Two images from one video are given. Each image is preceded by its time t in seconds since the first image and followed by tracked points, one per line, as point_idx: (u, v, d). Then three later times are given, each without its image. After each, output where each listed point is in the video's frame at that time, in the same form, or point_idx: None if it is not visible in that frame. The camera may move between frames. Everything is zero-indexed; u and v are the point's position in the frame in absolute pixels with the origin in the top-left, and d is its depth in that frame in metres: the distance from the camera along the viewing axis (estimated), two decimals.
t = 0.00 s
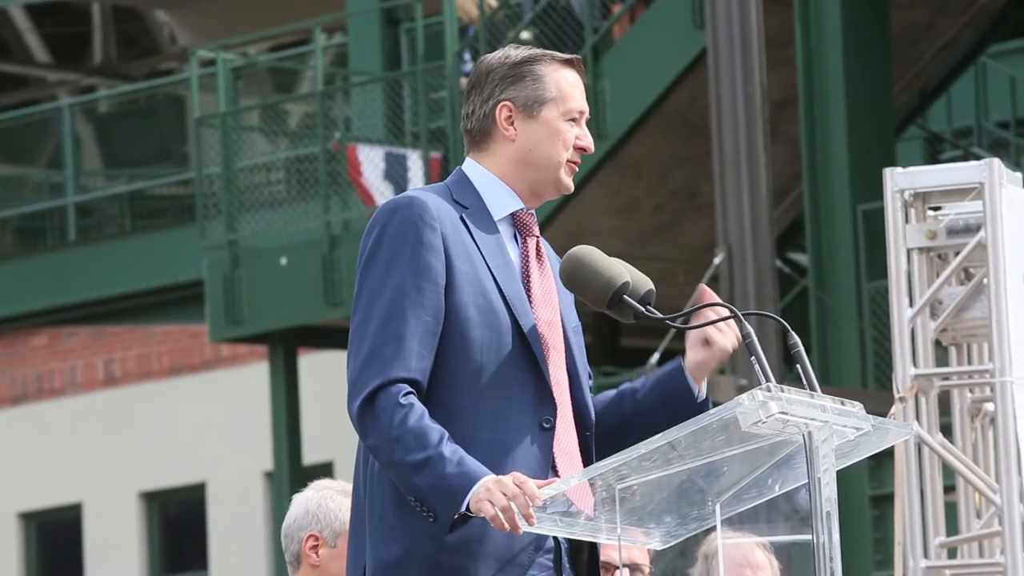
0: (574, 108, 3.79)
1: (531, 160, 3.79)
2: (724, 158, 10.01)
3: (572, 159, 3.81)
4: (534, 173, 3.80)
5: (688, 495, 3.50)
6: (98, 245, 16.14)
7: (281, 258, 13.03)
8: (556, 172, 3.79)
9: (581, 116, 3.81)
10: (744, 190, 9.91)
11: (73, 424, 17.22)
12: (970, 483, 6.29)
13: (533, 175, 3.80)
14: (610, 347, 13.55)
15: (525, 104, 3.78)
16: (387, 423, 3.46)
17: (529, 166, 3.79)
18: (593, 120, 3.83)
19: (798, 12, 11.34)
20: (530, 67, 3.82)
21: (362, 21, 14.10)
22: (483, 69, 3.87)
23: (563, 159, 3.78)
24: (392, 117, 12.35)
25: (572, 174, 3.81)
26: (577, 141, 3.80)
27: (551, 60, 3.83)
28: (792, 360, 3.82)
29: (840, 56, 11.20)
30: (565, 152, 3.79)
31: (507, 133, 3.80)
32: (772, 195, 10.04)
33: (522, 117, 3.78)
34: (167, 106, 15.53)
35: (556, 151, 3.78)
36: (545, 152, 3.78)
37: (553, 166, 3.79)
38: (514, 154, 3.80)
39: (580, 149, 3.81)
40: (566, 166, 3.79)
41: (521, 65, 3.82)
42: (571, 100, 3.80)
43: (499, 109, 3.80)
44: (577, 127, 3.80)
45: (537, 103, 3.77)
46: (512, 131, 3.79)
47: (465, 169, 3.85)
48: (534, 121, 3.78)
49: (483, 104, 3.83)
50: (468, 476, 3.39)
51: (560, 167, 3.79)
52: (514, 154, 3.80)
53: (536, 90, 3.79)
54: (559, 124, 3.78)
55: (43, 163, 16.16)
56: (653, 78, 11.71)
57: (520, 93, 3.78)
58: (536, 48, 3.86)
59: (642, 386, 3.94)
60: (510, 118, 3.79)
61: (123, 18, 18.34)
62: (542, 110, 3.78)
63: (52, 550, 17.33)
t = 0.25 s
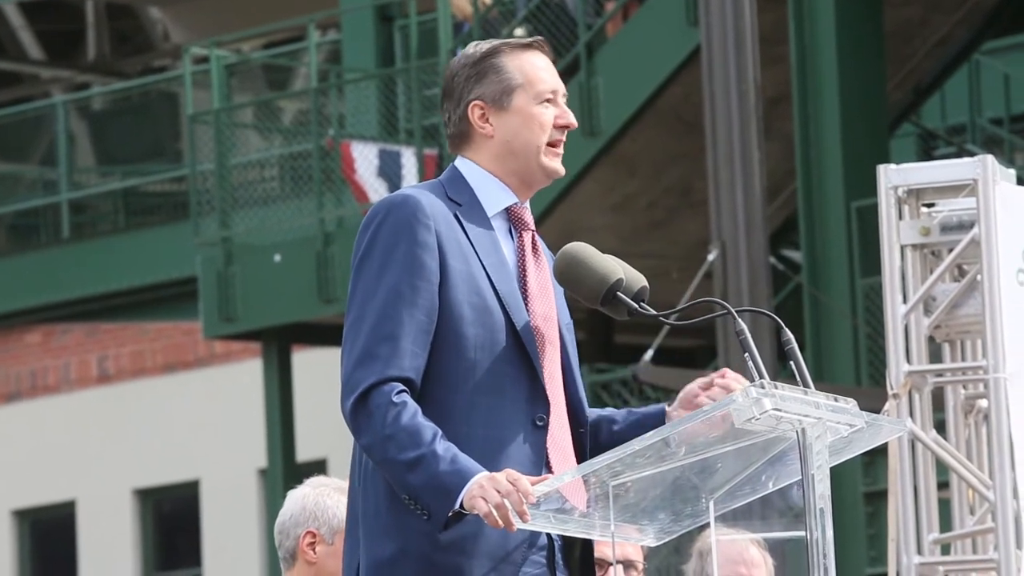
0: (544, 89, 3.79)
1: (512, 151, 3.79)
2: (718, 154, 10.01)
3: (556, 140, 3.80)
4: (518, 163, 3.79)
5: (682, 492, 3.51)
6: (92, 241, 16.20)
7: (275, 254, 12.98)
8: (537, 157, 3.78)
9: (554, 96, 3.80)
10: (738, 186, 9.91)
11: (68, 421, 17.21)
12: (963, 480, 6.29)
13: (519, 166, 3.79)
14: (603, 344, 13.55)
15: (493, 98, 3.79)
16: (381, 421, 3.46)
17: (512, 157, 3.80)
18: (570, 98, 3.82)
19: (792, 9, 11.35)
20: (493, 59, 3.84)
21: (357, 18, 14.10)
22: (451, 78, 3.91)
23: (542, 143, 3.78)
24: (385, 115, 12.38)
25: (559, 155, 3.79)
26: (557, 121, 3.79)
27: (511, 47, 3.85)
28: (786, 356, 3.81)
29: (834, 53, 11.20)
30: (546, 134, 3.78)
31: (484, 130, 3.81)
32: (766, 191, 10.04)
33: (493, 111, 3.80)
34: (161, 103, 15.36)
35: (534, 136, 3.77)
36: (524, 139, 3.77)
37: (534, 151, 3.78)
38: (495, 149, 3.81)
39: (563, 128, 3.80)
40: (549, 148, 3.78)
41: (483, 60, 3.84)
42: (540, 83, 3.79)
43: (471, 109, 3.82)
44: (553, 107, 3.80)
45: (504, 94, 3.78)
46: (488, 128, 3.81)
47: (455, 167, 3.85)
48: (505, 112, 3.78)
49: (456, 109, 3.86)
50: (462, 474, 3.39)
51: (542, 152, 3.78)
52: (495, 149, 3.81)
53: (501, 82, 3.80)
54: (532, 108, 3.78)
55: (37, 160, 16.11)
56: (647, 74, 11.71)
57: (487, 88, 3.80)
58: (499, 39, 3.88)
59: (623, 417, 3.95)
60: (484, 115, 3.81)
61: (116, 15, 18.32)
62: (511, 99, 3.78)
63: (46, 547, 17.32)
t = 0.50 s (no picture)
0: (524, 85, 3.80)
1: (496, 149, 3.80)
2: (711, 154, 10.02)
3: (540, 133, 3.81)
4: (503, 160, 3.80)
5: (675, 489, 3.50)
6: (85, 239, 16.15)
7: (269, 253, 12.99)
8: (523, 153, 3.79)
9: (534, 91, 3.81)
10: (732, 184, 9.90)
11: (62, 419, 17.21)
12: (957, 478, 6.30)
13: (504, 163, 3.80)
14: (597, 342, 13.56)
15: (473, 98, 3.80)
16: (372, 422, 3.47)
17: (497, 155, 3.80)
18: (550, 91, 3.83)
19: (785, 8, 11.36)
20: (471, 58, 3.85)
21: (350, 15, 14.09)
22: (427, 77, 3.92)
23: (528, 137, 3.78)
24: (380, 113, 12.35)
25: (545, 148, 3.80)
26: (538, 115, 3.80)
27: (487, 45, 3.86)
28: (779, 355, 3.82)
29: (827, 51, 11.20)
30: (530, 130, 3.79)
31: (466, 131, 3.83)
32: (760, 190, 10.04)
33: (475, 110, 3.81)
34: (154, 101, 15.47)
35: (518, 132, 3.78)
36: (507, 137, 3.78)
37: (519, 147, 3.78)
38: (479, 147, 3.82)
39: (545, 121, 3.81)
40: (534, 142, 3.79)
41: (460, 60, 3.85)
42: (519, 78, 3.80)
43: (451, 110, 3.83)
44: (534, 101, 3.81)
45: (485, 93, 3.79)
46: (470, 129, 3.82)
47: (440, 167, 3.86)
48: (487, 111, 3.80)
49: (437, 111, 3.87)
50: (454, 472, 3.39)
51: (527, 147, 3.78)
52: (479, 148, 3.82)
53: (480, 80, 3.81)
54: (512, 104, 3.79)
55: (31, 157, 16.13)
56: (641, 73, 11.71)
57: (466, 88, 3.81)
58: (471, 36, 3.89)
59: (638, 364, 3.95)
60: (465, 116, 3.82)
61: (110, 13, 18.31)
62: (492, 97, 3.79)
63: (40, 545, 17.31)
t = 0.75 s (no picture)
0: (520, 85, 3.79)
1: (491, 149, 3.80)
2: (710, 150, 10.01)
3: (535, 131, 3.81)
4: (499, 160, 3.80)
5: (674, 487, 3.50)
6: (83, 237, 16.14)
7: (268, 249, 12.94)
8: (518, 152, 3.79)
9: (529, 90, 3.80)
10: (730, 181, 9.90)
11: (61, 416, 17.20)
12: (957, 474, 6.30)
13: (499, 163, 3.80)
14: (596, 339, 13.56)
15: (469, 98, 3.79)
16: (368, 423, 3.47)
17: (492, 154, 3.80)
18: (545, 90, 3.82)
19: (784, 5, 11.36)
20: (466, 57, 3.83)
21: (348, 13, 14.09)
22: (422, 74, 3.90)
23: (522, 137, 3.78)
24: (378, 110, 12.35)
25: (539, 147, 3.81)
26: (533, 114, 3.80)
27: (483, 45, 3.84)
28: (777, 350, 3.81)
29: (826, 47, 11.20)
30: (524, 130, 3.79)
31: (461, 131, 3.82)
32: (759, 187, 10.04)
33: (470, 110, 3.80)
34: (152, 98, 15.48)
35: (514, 132, 3.78)
36: (503, 137, 3.78)
37: (514, 147, 3.79)
38: (474, 147, 3.82)
39: (539, 120, 3.80)
40: (529, 142, 3.80)
41: (456, 59, 3.83)
42: (515, 78, 3.79)
43: (446, 110, 3.82)
44: (529, 100, 3.80)
45: (480, 94, 3.78)
46: (465, 128, 3.81)
47: (436, 165, 3.87)
48: (482, 112, 3.79)
49: (431, 109, 3.86)
50: (452, 470, 3.40)
51: (522, 147, 3.78)
52: (474, 147, 3.82)
53: (476, 81, 3.79)
54: (508, 105, 3.78)
55: (30, 155, 16.06)
56: (639, 69, 11.71)
57: (461, 88, 3.80)
58: (465, 34, 3.86)
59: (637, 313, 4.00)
60: (460, 116, 3.81)
61: (109, 10, 18.28)
62: (487, 98, 3.78)
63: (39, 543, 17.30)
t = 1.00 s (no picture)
0: (515, 89, 3.77)
1: (486, 153, 3.79)
2: (711, 149, 10.01)
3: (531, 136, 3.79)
4: (495, 164, 3.80)
5: (676, 487, 3.50)
6: (84, 238, 16.14)
7: (270, 249, 12.95)
8: (512, 156, 3.78)
9: (525, 95, 3.78)
10: (731, 181, 9.90)
11: (62, 416, 17.20)
12: (958, 474, 6.30)
13: (496, 166, 3.80)
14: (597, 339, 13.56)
15: (463, 103, 3.79)
16: (368, 427, 3.47)
17: (488, 158, 3.80)
18: (542, 93, 3.80)
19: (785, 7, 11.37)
20: (462, 61, 3.82)
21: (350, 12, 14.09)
22: (421, 77, 3.90)
23: (517, 141, 3.76)
24: (379, 109, 12.36)
25: (537, 150, 3.79)
26: (529, 118, 3.78)
27: (479, 49, 3.82)
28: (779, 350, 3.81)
29: (827, 48, 11.20)
30: (520, 134, 3.77)
31: (457, 135, 3.82)
32: (760, 188, 10.04)
33: (465, 115, 3.79)
34: (154, 99, 15.49)
35: (508, 137, 3.76)
36: (497, 141, 3.77)
37: (507, 151, 3.77)
38: (470, 150, 3.81)
39: (536, 124, 3.78)
40: (525, 145, 3.77)
41: (452, 63, 3.83)
42: (510, 83, 3.77)
43: (442, 114, 3.82)
44: (525, 104, 3.78)
45: (474, 99, 3.78)
46: (460, 132, 3.81)
47: (435, 168, 3.87)
48: (476, 117, 3.78)
49: (429, 112, 3.86)
50: (452, 472, 3.40)
51: (516, 151, 3.77)
52: (470, 151, 3.82)
53: (470, 86, 3.79)
54: (503, 111, 3.76)
55: (31, 156, 16.06)
56: (640, 70, 11.71)
57: (456, 93, 3.80)
58: (464, 36, 3.85)
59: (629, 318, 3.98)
60: (455, 120, 3.81)
61: (110, 10, 18.29)
62: (481, 103, 3.77)
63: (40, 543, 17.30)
